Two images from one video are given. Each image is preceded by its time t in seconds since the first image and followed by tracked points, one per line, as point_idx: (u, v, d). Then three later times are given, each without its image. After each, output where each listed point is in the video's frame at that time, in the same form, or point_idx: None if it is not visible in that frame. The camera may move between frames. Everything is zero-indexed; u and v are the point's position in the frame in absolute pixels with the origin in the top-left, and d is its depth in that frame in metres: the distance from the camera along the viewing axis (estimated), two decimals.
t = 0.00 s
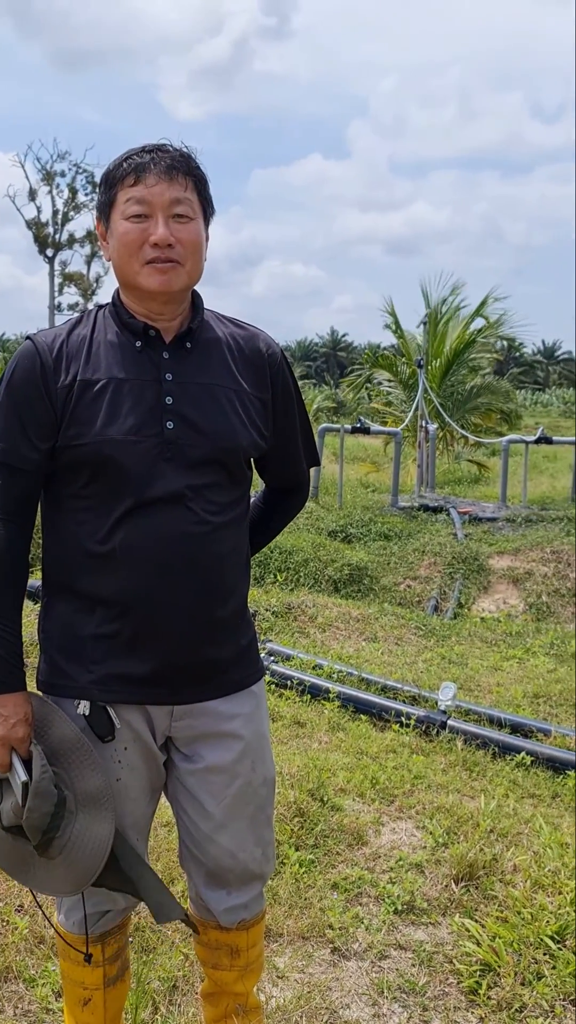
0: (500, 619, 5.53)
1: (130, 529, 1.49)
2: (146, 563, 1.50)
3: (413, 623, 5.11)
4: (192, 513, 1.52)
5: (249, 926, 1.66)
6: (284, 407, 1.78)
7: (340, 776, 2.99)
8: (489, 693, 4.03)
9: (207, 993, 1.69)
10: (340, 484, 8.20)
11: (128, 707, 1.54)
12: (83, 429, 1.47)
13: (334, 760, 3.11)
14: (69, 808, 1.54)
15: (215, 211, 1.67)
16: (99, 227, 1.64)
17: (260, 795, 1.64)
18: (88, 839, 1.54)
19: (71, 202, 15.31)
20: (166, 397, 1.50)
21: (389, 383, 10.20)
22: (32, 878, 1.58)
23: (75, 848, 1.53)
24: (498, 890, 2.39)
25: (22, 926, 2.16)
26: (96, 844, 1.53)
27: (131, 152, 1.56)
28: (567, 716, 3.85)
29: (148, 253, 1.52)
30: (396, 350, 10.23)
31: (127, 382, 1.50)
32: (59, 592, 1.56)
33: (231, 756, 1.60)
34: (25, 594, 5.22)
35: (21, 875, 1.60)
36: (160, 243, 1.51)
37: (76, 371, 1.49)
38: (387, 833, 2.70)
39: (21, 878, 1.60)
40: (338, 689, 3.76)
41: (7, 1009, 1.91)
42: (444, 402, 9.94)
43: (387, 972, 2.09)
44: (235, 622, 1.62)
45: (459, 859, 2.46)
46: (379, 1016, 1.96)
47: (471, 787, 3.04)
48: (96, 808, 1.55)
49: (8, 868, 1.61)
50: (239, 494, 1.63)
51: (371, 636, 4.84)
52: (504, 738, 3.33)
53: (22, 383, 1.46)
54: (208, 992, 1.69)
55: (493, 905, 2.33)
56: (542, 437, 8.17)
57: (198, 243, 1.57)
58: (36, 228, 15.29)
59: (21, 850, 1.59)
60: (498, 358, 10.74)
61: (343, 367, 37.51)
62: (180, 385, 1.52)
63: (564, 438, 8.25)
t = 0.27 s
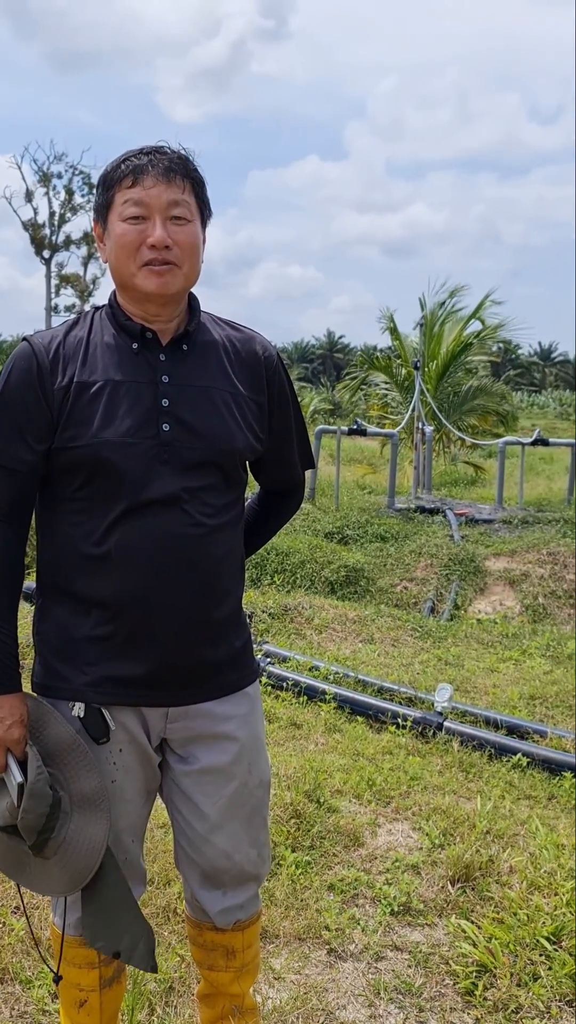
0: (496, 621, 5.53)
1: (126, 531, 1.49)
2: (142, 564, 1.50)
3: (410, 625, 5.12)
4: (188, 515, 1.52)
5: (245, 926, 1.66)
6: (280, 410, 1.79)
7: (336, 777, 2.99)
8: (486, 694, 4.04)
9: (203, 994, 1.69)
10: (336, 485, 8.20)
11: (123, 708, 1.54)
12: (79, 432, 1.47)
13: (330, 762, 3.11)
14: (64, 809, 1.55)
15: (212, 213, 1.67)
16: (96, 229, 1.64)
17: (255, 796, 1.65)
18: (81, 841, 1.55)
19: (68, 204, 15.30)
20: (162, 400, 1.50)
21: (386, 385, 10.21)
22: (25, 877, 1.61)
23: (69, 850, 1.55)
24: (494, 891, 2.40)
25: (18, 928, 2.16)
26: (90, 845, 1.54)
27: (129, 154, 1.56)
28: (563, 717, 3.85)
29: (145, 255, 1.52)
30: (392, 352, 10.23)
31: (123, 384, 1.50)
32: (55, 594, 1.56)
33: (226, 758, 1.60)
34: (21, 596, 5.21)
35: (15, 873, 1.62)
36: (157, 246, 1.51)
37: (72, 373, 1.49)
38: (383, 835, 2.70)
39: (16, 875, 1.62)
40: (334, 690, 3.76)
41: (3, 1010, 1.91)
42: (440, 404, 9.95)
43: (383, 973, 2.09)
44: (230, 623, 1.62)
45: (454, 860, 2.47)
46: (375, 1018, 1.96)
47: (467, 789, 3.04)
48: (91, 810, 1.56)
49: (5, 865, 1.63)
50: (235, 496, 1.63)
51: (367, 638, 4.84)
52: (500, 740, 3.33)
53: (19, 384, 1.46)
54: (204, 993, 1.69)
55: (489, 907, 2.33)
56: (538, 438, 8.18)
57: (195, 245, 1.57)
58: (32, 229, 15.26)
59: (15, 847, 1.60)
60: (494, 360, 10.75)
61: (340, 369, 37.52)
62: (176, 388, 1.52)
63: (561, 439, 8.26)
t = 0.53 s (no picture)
0: (495, 622, 5.54)
1: (123, 533, 1.49)
2: (140, 567, 1.50)
3: (409, 627, 5.12)
4: (185, 518, 1.52)
5: (243, 929, 1.66)
6: (277, 413, 1.79)
7: (334, 779, 2.99)
8: (484, 696, 4.04)
9: (201, 996, 1.69)
10: (335, 487, 8.20)
11: (121, 711, 1.55)
12: (77, 434, 1.47)
13: (329, 764, 3.11)
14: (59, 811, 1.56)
15: (211, 216, 1.67)
16: (95, 231, 1.64)
17: (253, 799, 1.65)
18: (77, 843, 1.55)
19: (67, 206, 15.31)
20: (160, 402, 1.50)
21: (384, 387, 10.22)
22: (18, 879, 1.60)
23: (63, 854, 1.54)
24: (493, 893, 2.40)
25: (16, 929, 2.16)
26: (85, 848, 1.54)
27: (128, 158, 1.56)
28: (562, 719, 3.85)
29: (144, 258, 1.53)
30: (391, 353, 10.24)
31: (121, 387, 1.50)
32: (52, 597, 1.56)
33: (224, 761, 1.60)
34: (20, 598, 5.21)
35: (8, 874, 1.62)
36: (156, 249, 1.52)
37: (70, 375, 1.49)
38: (382, 837, 2.70)
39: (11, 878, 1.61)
40: (333, 692, 3.76)
41: (2, 1012, 1.91)
42: (439, 406, 9.96)
43: (382, 975, 2.10)
44: (228, 626, 1.62)
45: (453, 862, 2.47)
46: (374, 1019, 1.96)
47: (466, 791, 3.04)
48: (88, 812, 1.56)
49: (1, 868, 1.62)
50: (232, 499, 1.63)
51: (366, 640, 4.84)
52: (499, 742, 3.34)
53: (17, 386, 1.46)
54: (202, 995, 1.69)
55: (488, 909, 2.34)
56: (537, 439, 8.19)
57: (194, 248, 1.57)
58: (31, 231, 15.26)
59: (10, 850, 1.60)
60: (493, 362, 10.76)
61: (339, 371, 37.53)
62: (174, 390, 1.53)
63: (559, 440, 8.27)
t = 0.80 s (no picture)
0: (492, 624, 5.54)
1: (121, 536, 1.49)
2: (137, 570, 1.50)
3: (406, 629, 5.12)
4: (183, 520, 1.52)
5: (242, 931, 1.66)
6: (274, 415, 1.79)
7: (332, 780, 3.00)
8: (482, 698, 4.04)
9: (199, 999, 1.69)
10: (333, 489, 8.20)
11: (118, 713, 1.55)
12: (75, 436, 1.47)
13: (326, 765, 3.11)
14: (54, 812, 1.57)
15: (209, 220, 1.68)
16: (93, 235, 1.65)
17: (252, 801, 1.65)
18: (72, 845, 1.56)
19: (64, 208, 15.32)
20: (158, 405, 1.51)
21: (382, 388, 10.22)
22: (14, 882, 1.61)
23: (58, 855, 1.55)
24: (490, 894, 2.40)
25: (14, 932, 2.16)
26: (80, 850, 1.55)
27: (126, 161, 1.57)
28: (560, 721, 3.85)
29: (142, 260, 1.53)
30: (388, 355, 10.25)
31: (119, 389, 1.50)
32: (50, 599, 1.56)
33: (222, 763, 1.60)
34: (18, 601, 5.21)
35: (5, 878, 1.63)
36: (154, 251, 1.52)
37: (68, 378, 1.49)
38: (379, 838, 2.70)
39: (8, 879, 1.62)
40: (330, 693, 3.76)
41: None
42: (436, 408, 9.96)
43: (379, 976, 2.10)
44: (225, 628, 1.63)
45: (450, 863, 2.47)
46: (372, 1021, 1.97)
47: (463, 792, 3.04)
48: (84, 815, 1.56)
49: None
50: (229, 502, 1.64)
51: (364, 642, 4.85)
52: (496, 743, 3.34)
53: (15, 388, 1.46)
54: (200, 998, 1.69)
55: (485, 910, 2.34)
56: (534, 441, 8.19)
57: (192, 251, 1.58)
58: (28, 232, 15.25)
59: (7, 850, 1.61)
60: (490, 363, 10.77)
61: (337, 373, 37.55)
62: (172, 393, 1.53)
63: (557, 442, 8.28)
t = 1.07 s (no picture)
0: (491, 626, 5.55)
1: (122, 537, 1.49)
2: (138, 571, 1.50)
3: (405, 631, 5.12)
4: (184, 521, 1.53)
5: (241, 932, 1.66)
6: (274, 416, 1.79)
7: (331, 783, 3.00)
8: (481, 700, 4.04)
9: (199, 1000, 1.69)
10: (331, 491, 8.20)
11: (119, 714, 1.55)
12: (77, 437, 1.47)
13: (325, 767, 3.11)
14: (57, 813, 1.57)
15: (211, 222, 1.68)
16: (95, 235, 1.64)
17: (252, 802, 1.65)
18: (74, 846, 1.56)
19: (62, 211, 15.32)
20: (159, 406, 1.51)
21: (380, 391, 10.23)
22: (17, 883, 1.61)
23: (61, 856, 1.55)
24: (490, 897, 2.40)
25: (13, 934, 2.16)
26: (83, 851, 1.55)
27: (130, 162, 1.57)
28: (559, 723, 3.85)
29: (145, 262, 1.53)
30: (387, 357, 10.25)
31: (120, 391, 1.50)
32: (50, 601, 1.56)
33: (223, 764, 1.60)
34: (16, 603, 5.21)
35: (8, 880, 1.63)
36: (157, 253, 1.52)
37: (69, 379, 1.50)
38: (378, 840, 2.70)
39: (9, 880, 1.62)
40: (329, 695, 3.76)
41: None
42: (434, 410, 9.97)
43: (378, 979, 2.10)
44: (226, 629, 1.63)
45: (449, 865, 2.47)
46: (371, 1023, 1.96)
47: (462, 794, 3.04)
48: (86, 815, 1.57)
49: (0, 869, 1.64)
50: (230, 503, 1.64)
51: (362, 644, 4.85)
52: (495, 745, 3.34)
53: (16, 389, 1.46)
54: (199, 999, 1.69)
55: (485, 912, 2.34)
56: (533, 443, 8.20)
57: (194, 253, 1.58)
58: (27, 234, 15.25)
59: (8, 851, 1.61)
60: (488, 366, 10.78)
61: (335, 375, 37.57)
62: (173, 394, 1.53)
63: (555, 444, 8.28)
